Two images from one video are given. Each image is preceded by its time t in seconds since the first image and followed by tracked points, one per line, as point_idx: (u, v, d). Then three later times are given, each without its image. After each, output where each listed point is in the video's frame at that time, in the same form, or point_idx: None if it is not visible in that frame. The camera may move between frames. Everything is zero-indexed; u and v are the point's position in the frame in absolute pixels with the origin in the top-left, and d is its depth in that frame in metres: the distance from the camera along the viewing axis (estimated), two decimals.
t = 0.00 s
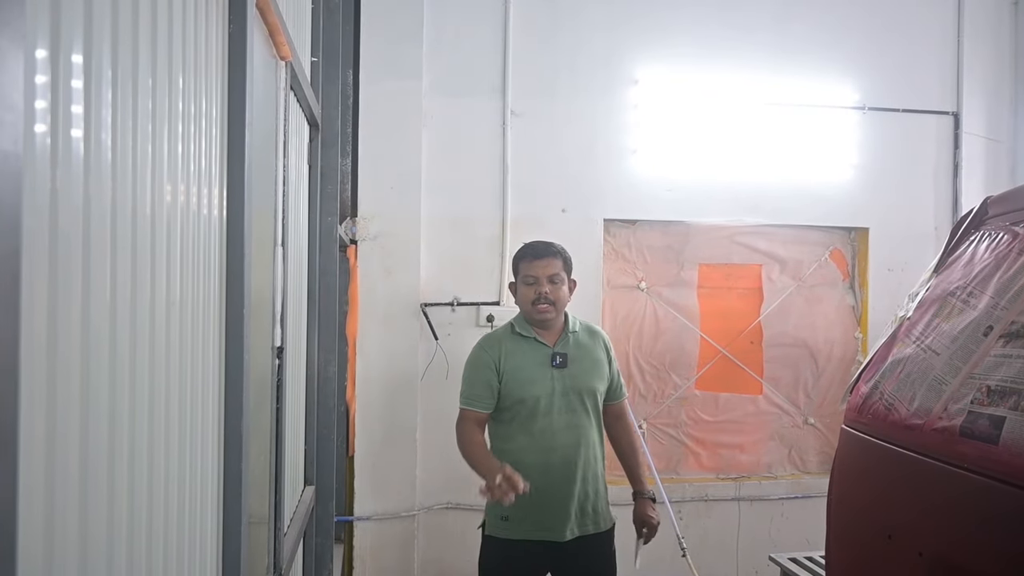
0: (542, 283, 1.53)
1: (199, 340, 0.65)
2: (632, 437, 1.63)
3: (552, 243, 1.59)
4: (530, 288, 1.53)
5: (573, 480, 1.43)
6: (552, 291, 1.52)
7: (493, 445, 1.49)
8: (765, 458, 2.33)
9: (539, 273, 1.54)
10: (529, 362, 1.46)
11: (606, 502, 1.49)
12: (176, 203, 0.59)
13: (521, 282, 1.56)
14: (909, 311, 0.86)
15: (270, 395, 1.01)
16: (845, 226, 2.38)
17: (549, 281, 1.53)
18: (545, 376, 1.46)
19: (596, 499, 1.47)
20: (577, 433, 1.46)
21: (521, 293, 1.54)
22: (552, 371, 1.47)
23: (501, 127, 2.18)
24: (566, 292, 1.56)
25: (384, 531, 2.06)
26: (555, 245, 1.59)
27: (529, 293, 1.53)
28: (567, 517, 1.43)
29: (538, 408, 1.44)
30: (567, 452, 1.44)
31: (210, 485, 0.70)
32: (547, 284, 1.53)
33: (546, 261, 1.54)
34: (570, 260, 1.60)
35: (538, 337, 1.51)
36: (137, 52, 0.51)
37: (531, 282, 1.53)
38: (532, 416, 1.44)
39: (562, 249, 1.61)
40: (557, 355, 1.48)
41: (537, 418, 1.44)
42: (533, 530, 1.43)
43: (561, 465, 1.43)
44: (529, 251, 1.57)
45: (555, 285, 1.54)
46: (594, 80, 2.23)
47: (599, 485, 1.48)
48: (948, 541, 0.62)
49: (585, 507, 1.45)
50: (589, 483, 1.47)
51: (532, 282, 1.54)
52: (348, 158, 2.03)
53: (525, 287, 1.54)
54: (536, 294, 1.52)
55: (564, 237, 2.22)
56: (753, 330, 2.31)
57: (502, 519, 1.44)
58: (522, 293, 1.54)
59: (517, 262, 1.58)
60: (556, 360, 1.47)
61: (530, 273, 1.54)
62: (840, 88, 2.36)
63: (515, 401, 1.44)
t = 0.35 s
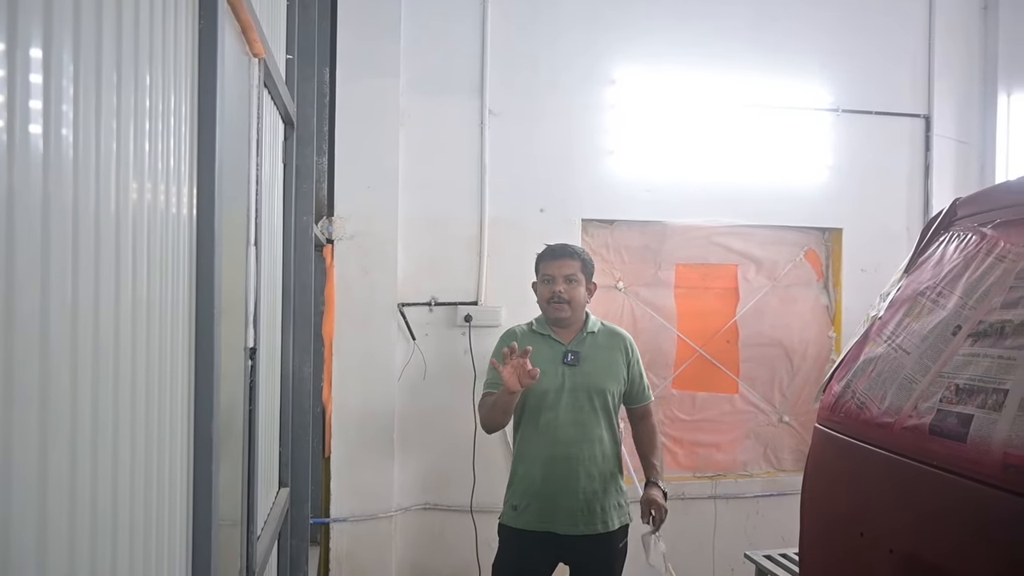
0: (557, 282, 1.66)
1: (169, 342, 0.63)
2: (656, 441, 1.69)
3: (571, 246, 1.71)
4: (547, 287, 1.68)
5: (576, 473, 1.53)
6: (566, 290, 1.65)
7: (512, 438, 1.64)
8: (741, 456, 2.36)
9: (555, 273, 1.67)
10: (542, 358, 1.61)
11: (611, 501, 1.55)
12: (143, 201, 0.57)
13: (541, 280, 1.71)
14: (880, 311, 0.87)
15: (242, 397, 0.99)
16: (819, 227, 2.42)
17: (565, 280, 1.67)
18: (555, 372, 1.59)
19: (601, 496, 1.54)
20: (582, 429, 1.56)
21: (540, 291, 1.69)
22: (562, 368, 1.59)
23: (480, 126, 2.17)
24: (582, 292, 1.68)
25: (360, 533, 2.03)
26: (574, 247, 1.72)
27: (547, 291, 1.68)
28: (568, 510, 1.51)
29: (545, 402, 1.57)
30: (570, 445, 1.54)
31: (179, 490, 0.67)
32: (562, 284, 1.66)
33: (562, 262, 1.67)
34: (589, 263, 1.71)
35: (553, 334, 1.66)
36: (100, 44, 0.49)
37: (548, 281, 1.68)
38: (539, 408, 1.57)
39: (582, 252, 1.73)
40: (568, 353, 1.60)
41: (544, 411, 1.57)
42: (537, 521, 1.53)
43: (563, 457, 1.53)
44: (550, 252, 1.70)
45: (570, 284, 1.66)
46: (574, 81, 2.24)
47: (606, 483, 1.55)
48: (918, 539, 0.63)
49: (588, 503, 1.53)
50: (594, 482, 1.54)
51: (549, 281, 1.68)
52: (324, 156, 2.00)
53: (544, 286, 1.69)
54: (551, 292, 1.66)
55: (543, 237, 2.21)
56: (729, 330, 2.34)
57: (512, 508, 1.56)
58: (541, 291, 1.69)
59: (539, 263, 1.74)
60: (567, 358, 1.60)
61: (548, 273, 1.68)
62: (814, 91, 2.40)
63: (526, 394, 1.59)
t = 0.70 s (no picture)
0: (577, 287, 1.65)
1: (156, 343, 0.62)
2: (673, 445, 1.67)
3: (594, 249, 1.68)
4: (567, 290, 1.67)
5: (580, 471, 1.54)
6: (587, 295, 1.64)
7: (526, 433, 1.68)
8: (732, 457, 2.36)
9: (576, 277, 1.66)
10: (556, 357, 1.63)
11: (615, 503, 1.55)
12: (130, 200, 0.56)
13: (561, 282, 1.69)
14: (871, 312, 0.87)
15: (231, 399, 0.98)
16: (810, 228, 2.43)
17: (585, 284, 1.65)
18: (568, 371, 1.61)
19: (605, 497, 1.54)
20: (590, 429, 1.57)
21: (560, 293, 1.68)
22: (575, 368, 1.61)
23: (472, 127, 2.17)
24: (602, 296, 1.67)
25: (352, 535, 2.02)
26: (596, 251, 1.69)
27: (566, 294, 1.67)
28: (571, 506, 1.53)
29: (555, 400, 1.60)
30: (576, 443, 1.56)
31: (167, 492, 0.67)
32: (583, 289, 1.65)
33: (584, 266, 1.65)
34: (611, 267, 1.69)
35: (571, 335, 1.67)
36: (86, 43, 0.48)
37: (568, 284, 1.67)
38: (549, 405, 1.60)
39: (605, 255, 1.70)
40: (582, 353, 1.62)
41: (554, 408, 1.60)
42: (540, 515, 1.55)
43: (569, 454, 1.55)
44: (572, 255, 1.68)
45: (591, 290, 1.65)
46: (566, 82, 2.24)
47: (612, 485, 1.55)
48: (909, 540, 0.63)
49: (592, 502, 1.54)
50: (599, 482, 1.55)
51: (568, 286, 1.67)
52: (314, 156, 1.99)
53: (565, 288, 1.68)
54: (571, 296, 1.66)
55: (535, 238, 2.21)
56: (721, 330, 2.35)
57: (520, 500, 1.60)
58: (560, 293, 1.68)
59: (560, 264, 1.72)
60: (581, 358, 1.61)
61: (569, 276, 1.67)
62: (805, 93, 2.42)
63: (537, 392, 1.62)
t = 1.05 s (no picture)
0: (578, 292, 1.64)
1: (155, 343, 0.62)
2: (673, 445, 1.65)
3: (595, 252, 1.67)
4: (568, 294, 1.67)
5: (578, 469, 1.54)
6: (587, 300, 1.63)
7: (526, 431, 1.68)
8: (733, 456, 2.36)
9: (577, 282, 1.65)
10: (557, 355, 1.63)
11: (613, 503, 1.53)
12: (130, 199, 0.56)
13: (562, 286, 1.69)
14: (873, 312, 0.87)
15: (231, 398, 0.98)
16: (810, 228, 2.43)
17: (586, 289, 1.64)
18: (568, 369, 1.61)
19: (602, 496, 1.53)
20: (589, 427, 1.56)
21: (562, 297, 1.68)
22: (575, 366, 1.61)
23: (471, 126, 2.16)
24: (603, 299, 1.66)
25: (352, 535, 2.02)
26: (598, 253, 1.67)
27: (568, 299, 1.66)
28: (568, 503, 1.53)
29: (554, 397, 1.59)
30: (574, 441, 1.55)
31: (166, 491, 0.66)
32: (584, 293, 1.64)
33: (584, 271, 1.64)
34: (612, 269, 1.68)
35: (574, 334, 1.67)
36: (84, 42, 0.48)
37: (569, 289, 1.66)
38: (548, 402, 1.60)
39: (607, 257, 1.69)
40: (583, 352, 1.61)
41: (553, 405, 1.59)
42: (538, 511, 1.56)
43: (567, 452, 1.55)
44: (572, 259, 1.67)
45: (591, 294, 1.64)
46: (566, 82, 2.23)
47: (610, 484, 1.54)
48: (912, 539, 0.63)
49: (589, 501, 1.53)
50: (597, 481, 1.53)
51: (570, 291, 1.66)
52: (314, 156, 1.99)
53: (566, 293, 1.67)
54: (571, 300, 1.65)
55: (536, 237, 2.21)
56: (721, 330, 2.35)
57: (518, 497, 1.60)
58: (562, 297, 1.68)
59: (561, 267, 1.71)
60: (581, 357, 1.61)
61: (569, 281, 1.66)
62: (805, 93, 2.42)
63: (536, 389, 1.63)
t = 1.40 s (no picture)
0: (568, 291, 1.64)
1: (154, 341, 0.62)
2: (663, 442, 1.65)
3: (584, 250, 1.66)
4: (557, 292, 1.66)
5: (569, 467, 1.53)
6: (578, 298, 1.64)
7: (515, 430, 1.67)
8: (733, 456, 2.36)
9: (566, 281, 1.64)
10: (545, 353, 1.63)
11: (602, 500, 1.53)
12: (129, 197, 0.55)
13: (552, 284, 1.68)
14: (875, 311, 0.87)
15: (230, 398, 0.97)
16: (811, 227, 2.43)
17: (576, 288, 1.64)
18: (557, 367, 1.61)
19: (593, 494, 1.52)
20: (579, 424, 1.56)
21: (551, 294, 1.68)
22: (565, 363, 1.61)
23: (471, 126, 2.16)
24: (593, 297, 1.67)
25: (352, 535, 2.02)
26: (587, 251, 1.66)
27: (558, 297, 1.66)
28: (558, 502, 1.52)
29: (543, 395, 1.59)
30: (564, 438, 1.55)
31: (166, 490, 0.66)
32: (574, 292, 1.64)
33: (574, 270, 1.64)
34: (602, 268, 1.68)
35: (563, 331, 1.67)
36: (82, 39, 0.48)
37: (559, 287, 1.66)
38: (538, 400, 1.60)
39: (597, 255, 1.68)
40: (573, 350, 1.62)
41: (542, 404, 1.59)
42: (530, 510, 1.55)
43: (558, 450, 1.55)
44: (560, 257, 1.65)
45: (582, 292, 1.64)
46: (566, 81, 2.23)
47: (599, 482, 1.54)
48: (914, 539, 0.63)
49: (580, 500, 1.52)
50: (587, 479, 1.53)
51: (559, 289, 1.66)
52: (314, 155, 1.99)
53: (555, 291, 1.67)
54: (562, 299, 1.65)
55: (536, 237, 2.21)
56: (721, 330, 2.34)
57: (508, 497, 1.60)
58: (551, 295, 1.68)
59: (550, 265, 1.70)
60: (571, 354, 1.61)
61: (559, 280, 1.65)
62: (805, 92, 2.41)
63: (527, 387, 1.62)
